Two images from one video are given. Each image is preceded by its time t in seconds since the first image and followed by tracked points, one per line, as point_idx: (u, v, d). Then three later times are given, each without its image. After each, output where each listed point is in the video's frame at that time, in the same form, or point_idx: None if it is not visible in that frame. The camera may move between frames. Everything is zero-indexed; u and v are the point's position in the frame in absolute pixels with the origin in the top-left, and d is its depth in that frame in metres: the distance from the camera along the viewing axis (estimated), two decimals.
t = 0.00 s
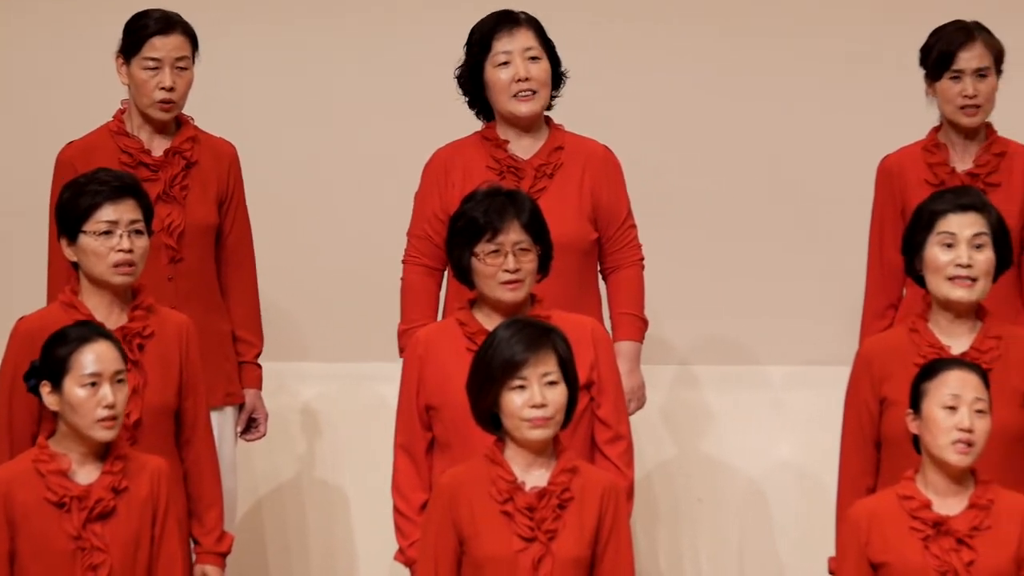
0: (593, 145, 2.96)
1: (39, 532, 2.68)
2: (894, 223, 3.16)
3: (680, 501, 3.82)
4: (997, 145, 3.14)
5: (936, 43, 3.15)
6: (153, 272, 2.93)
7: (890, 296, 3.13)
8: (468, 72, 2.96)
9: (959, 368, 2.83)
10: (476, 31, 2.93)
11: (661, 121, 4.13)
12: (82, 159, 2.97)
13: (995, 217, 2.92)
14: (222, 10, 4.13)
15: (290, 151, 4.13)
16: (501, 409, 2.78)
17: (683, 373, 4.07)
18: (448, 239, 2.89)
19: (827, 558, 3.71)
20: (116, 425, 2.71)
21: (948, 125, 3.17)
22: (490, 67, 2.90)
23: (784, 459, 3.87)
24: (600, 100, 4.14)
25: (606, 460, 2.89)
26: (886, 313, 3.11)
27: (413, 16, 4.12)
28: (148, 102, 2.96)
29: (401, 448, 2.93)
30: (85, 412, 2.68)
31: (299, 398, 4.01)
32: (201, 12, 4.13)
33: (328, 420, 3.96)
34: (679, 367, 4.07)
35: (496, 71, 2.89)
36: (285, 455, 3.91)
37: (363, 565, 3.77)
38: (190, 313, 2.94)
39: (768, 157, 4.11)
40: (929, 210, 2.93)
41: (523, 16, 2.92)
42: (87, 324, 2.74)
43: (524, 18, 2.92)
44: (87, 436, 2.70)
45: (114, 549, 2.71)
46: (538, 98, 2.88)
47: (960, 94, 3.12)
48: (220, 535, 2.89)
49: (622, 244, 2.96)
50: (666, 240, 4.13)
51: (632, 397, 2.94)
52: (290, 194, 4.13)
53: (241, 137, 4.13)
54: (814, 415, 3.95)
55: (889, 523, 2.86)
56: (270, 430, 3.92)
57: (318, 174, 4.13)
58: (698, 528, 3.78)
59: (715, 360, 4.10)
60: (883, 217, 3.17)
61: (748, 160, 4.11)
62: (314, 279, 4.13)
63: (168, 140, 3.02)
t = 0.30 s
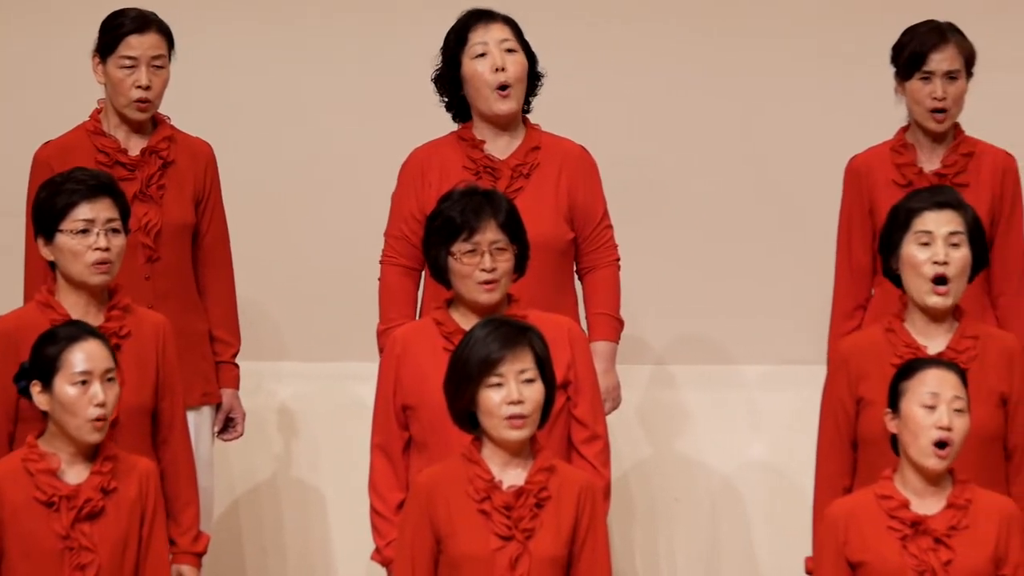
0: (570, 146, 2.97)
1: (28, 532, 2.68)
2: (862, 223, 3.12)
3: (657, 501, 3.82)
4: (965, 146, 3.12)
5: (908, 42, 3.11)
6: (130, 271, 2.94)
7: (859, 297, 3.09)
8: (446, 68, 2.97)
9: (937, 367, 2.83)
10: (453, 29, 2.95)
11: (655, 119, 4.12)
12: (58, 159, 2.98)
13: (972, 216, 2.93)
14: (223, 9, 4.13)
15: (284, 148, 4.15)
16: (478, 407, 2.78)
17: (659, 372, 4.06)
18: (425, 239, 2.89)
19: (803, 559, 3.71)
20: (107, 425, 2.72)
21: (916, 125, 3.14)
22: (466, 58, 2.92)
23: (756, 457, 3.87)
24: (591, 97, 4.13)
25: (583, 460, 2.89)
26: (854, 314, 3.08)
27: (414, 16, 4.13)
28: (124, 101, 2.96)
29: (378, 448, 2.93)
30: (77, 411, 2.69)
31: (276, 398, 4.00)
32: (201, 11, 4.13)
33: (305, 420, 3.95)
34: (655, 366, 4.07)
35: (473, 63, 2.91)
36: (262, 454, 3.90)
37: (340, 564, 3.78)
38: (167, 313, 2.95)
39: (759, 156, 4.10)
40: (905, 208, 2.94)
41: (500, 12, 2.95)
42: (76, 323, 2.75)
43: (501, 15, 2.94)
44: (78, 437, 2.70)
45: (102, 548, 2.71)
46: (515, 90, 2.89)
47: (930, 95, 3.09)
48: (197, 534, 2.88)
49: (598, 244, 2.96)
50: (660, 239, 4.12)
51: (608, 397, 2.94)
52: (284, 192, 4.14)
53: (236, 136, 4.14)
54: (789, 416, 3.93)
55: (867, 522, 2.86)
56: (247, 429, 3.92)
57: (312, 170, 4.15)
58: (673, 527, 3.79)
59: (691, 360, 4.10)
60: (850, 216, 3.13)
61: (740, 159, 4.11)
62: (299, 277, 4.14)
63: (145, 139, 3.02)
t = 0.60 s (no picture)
0: (542, 143, 2.98)
1: (15, 532, 2.69)
2: (828, 222, 3.26)
3: (630, 502, 3.82)
4: (931, 147, 3.25)
5: (879, 43, 3.23)
6: (103, 271, 2.96)
7: (824, 296, 3.25)
8: (417, 70, 2.99)
9: (911, 367, 2.82)
10: (425, 29, 2.97)
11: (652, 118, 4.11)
12: (31, 159, 3.01)
13: (946, 215, 2.93)
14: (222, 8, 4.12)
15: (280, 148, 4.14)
16: (451, 405, 2.78)
17: (632, 371, 4.08)
18: (398, 238, 2.90)
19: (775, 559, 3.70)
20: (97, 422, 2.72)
21: (883, 125, 3.27)
22: (439, 62, 2.95)
23: (726, 455, 3.88)
24: (585, 96, 4.12)
25: (557, 459, 2.89)
26: (820, 313, 3.24)
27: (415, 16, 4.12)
28: (97, 97, 2.99)
29: (352, 447, 2.93)
30: (65, 409, 2.69)
31: (249, 397, 4.01)
32: (199, 10, 4.12)
33: (277, 420, 3.95)
34: (627, 365, 4.08)
35: (445, 66, 2.93)
36: (235, 454, 3.90)
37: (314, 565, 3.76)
38: (140, 312, 2.97)
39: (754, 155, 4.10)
40: (879, 208, 2.94)
41: (474, 14, 2.97)
42: (67, 324, 2.75)
43: (474, 16, 2.96)
44: (66, 433, 2.70)
45: (90, 549, 2.71)
46: (487, 94, 2.92)
47: (898, 97, 3.21)
48: (170, 534, 2.89)
49: (571, 243, 2.97)
50: (655, 237, 4.12)
51: (582, 396, 2.95)
52: (276, 193, 4.14)
53: (232, 135, 4.13)
54: (758, 416, 3.95)
55: (841, 522, 2.85)
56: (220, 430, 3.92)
57: (312, 169, 4.14)
58: (646, 526, 3.78)
59: (666, 359, 4.10)
60: (818, 216, 3.27)
61: (733, 158, 4.10)
62: (290, 277, 4.14)
63: (118, 138, 3.05)
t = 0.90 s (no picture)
0: (508, 142, 3.00)
1: None
2: (796, 220, 3.33)
3: (597, 500, 3.81)
4: (898, 143, 3.32)
5: (843, 39, 3.34)
6: (72, 269, 2.98)
7: (792, 295, 3.31)
8: (386, 68, 3.01)
9: (877, 365, 2.82)
10: (393, 27, 2.99)
11: (640, 116, 4.11)
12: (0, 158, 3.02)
13: (917, 214, 2.88)
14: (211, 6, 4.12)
15: (268, 146, 4.14)
16: (419, 403, 2.78)
17: (599, 369, 4.07)
18: (365, 236, 2.90)
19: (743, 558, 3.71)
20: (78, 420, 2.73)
21: (849, 122, 3.36)
22: (406, 59, 2.96)
23: (692, 454, 3.88)
24: (571, 91, 4.11)
25: (523, 457, 2.89)
26: (789, 311, 3.30)
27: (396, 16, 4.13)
28: (63, 87, 3.01)
29: (318, 445, 2.93)
30: (46, 407, 2.70)
31: (215, 395, 4.01)
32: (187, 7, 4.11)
33: (243, 417, 3.95)
34: (594, 363, 4.08)
35: (412, 64, 2.95)
36: (204, 453, 3.89)
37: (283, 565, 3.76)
38: (108, 314, 2.98)
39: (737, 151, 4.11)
40: (849, 207, 2.89)
41: (441, 11, 2.99)
42: (50, 322, 2.77)
43: (441, 14, 2.98)
44: (48, 431, 2.71)
45: (69, 548, 2.72)
46: (454, 91, 2.94)
47: (863, 90, 3.31)
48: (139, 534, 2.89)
49: (537, 242, 2.99)
50: (639, 236, 4.12)
51: (548, 394, 2.96)
52: (262, 191, 4.14)
53: (219, 131, 4.13)
54: (724, 417, 3.94)
55: (808, 520, 2.83)
56: (187, 428, 3.92)
57: (299, 167, 4.15)
58: (614, 524, 3.78)
59: (630, 355, 4.10)
60: (785, 213, 3.34)
61: (716, 155, 4.11)
62: (269, 273, 4.15)
63: (86, 133, 3.07)
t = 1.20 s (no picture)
0: (464, 141, 3.00)
1: None
2: (757, 218, 3.23)
3: (553, 499, 3.86)
4: (859, 142, 3.22)
5: (802, 37, 3.27)
6: (28, 269, 2.97)
7: (753, 295, 3.21)
8: (341, 67, 3.01)
9: (832, 364, 2.81)
10: (348, 27, 2.99)
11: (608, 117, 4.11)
12: None
13: (873, 214, 2.87)
14: (178, 6, 4.11)
15: (234, 145, 4.13)
16: (373, 403, 2.78)
17: (555, 367, 4.07)
18: (320, 235, 2.90)
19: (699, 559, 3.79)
20: (42, 420, 2.72)
21: (809, 120, 3.27)
22: (362, 59, 2.96)
23: (649, 453, 3.92)
24: (541, 91, 4.11)
25: (478, 456, 2.90)
26: (750, 310, 3.20)
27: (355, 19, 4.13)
28: (18, 86, 3.00)
29: (273, 444, 2.93)
30: (10, 407, 2.69)
31: (169, 395, 4.00)
32: (154, 6, 4.11)
33: (198, 414, 3.96)
34: (550, 362, 4.07)
35: (368, 64, 2.95)
36: (159, 452, 3.92)
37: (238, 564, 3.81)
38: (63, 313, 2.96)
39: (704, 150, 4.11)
40: (805, 207, 2.88)
41: (397, 10, 2.99)
42: (14, 321, 2.77)
43: (397, 13, 2.98)
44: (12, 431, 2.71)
45: (32, 547, 2.71)
46: (409, 91, 2.94)
47: (822, 89, 3.23)
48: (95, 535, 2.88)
49: (492, 241, 2.99)
50: (603, 235, 4.11)
51: (503, 393, 2.96)
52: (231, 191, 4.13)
53: (184, 131, 4.12)
54: (681, 417, 3.96)
55: (762, 519, 2.83)
56: (142, 428, 3.93)
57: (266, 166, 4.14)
58: (570, 524, 3.83)
59: (586, 355, 4.08)
60: (745, 213, 3.24)
61: (686, 157, 4.11)
62: (232, 271, 4.13)
63: (41, 132, 3.06)
